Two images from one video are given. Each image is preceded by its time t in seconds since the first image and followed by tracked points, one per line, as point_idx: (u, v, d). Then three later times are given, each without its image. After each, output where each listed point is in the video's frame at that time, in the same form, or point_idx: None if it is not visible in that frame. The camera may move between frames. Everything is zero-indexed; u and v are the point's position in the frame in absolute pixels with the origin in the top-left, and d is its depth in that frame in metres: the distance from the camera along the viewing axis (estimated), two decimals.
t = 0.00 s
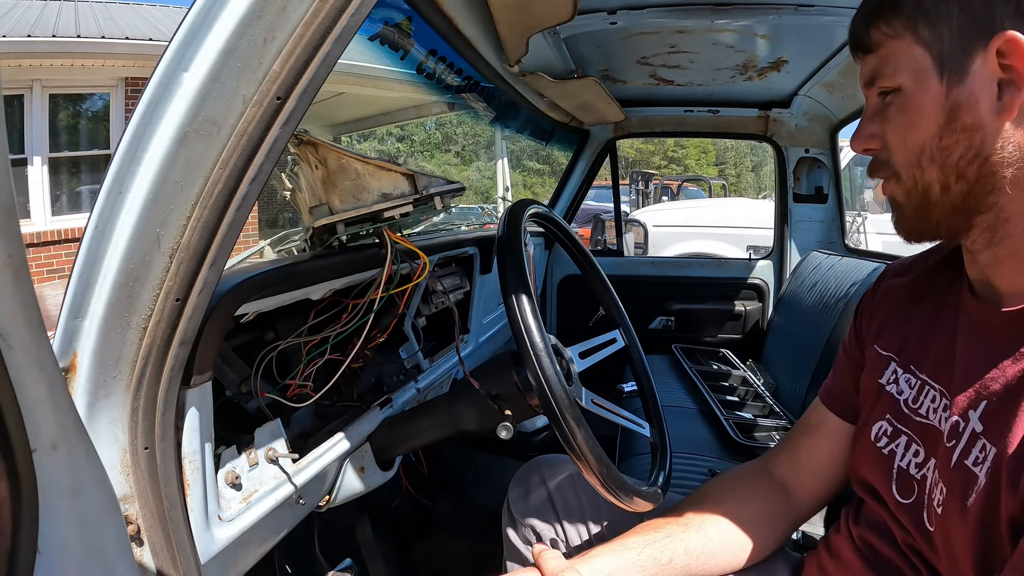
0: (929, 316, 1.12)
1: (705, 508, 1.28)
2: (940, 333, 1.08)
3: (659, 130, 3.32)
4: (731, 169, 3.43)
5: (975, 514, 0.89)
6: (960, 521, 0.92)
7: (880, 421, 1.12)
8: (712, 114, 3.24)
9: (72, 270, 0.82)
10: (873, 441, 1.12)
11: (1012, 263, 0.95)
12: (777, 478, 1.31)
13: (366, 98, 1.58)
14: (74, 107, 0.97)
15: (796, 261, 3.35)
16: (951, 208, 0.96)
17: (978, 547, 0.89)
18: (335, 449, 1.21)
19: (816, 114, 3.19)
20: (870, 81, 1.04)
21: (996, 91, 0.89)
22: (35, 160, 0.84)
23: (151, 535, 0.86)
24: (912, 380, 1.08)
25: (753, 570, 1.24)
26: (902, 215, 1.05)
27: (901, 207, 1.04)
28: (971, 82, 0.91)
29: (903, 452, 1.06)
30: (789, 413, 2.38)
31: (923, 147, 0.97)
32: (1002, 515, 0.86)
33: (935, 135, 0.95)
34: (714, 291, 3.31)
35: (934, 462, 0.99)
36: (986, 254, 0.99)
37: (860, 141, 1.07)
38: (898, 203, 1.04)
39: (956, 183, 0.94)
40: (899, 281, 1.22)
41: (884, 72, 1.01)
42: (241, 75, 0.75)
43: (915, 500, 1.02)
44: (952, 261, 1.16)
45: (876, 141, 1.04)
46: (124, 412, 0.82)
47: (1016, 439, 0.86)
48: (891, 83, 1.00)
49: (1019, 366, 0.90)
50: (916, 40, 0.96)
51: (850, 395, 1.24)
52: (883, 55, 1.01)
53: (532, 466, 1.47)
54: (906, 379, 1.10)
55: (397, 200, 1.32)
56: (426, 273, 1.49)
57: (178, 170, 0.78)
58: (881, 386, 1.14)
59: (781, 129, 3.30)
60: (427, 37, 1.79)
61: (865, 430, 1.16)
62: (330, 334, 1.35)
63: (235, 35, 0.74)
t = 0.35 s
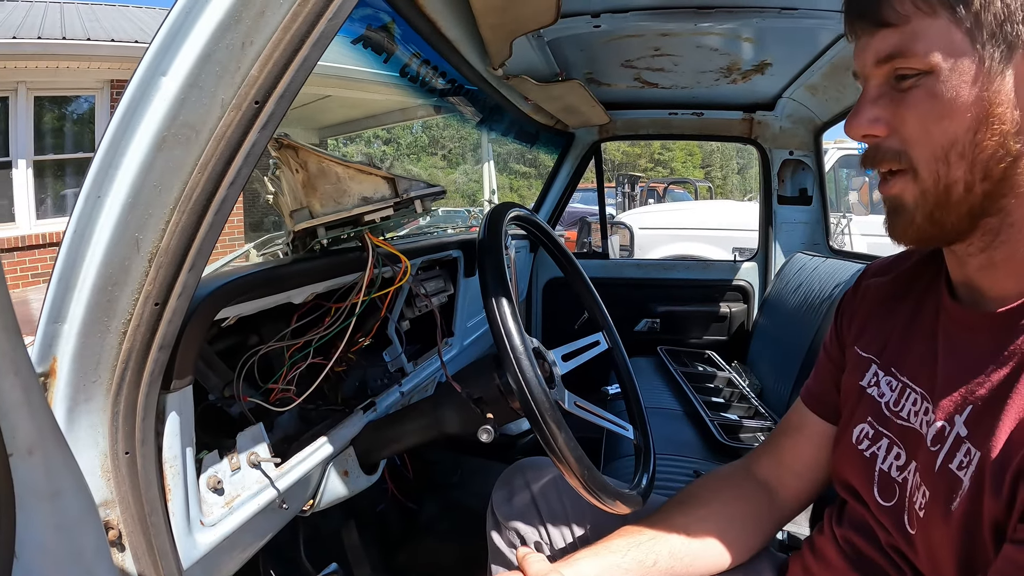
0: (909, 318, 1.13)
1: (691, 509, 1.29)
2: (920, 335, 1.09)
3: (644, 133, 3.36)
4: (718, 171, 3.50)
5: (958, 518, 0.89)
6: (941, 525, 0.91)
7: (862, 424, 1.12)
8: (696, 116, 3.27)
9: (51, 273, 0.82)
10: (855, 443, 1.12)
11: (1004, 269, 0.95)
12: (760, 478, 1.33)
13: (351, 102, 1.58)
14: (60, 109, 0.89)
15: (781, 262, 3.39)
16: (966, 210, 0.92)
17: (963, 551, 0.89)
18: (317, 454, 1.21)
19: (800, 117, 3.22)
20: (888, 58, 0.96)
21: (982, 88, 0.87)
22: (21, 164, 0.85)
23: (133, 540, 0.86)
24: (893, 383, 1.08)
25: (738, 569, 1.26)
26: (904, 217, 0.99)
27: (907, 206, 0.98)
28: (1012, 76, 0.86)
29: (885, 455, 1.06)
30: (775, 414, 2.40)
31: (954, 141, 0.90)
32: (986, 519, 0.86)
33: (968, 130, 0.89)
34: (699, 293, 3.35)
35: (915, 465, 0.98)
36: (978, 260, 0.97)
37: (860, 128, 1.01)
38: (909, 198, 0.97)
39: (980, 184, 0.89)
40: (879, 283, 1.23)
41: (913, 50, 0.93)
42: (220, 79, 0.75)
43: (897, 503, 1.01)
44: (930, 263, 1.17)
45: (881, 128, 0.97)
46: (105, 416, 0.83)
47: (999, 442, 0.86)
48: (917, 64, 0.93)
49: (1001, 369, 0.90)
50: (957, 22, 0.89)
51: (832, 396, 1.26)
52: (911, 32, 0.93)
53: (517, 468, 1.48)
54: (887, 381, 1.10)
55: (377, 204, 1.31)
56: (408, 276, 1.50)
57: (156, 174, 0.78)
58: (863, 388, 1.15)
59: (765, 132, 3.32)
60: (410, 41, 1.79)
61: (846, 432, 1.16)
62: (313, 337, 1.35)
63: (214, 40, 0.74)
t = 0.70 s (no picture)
0: (900, 318, 1.14)
1: (683, 509, 1.30)
2: (911, 336, 1.10)
3: (636, 135, 3.37)
4: (709, 173, 3.51)
5: (952, 518, 0.90)
6: (935, 525, 0.92)
7: (854, 424, 1.13)
8: (687, 118, 3.29)
9: (43, 272, 0.81)
10: (847, 443, 1.14)
11: (998, 270, 0.96)
12: (753, 478, 1.34)
13: (343, 104, 1.58)
14: (51, 111, 0.90)
15: (772, 264, 3.42)
16: (959, 213, 0.93)
17: (956, 551, 0.90)
18: (310, 455, 1.21)
19: (791, 119, 3.24)
20: (883, 61, 0.98)
21: (971, 90, 0.89)
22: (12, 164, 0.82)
23: (126, 542, 0.86)
24: (885, 383, 1.10)
25: (732, 569, 1.26)
26: (897, 218, 1.00)
27: (900, 208, 0.99)
28: (1008, 80, 0.88)
29: (876, 455, 1.07)
30: (766, 414, 2.42)
31: (948, 145, 0.91)
32: (980, 519, 0.87)
33: (963, 134, 0.90)
34: (690, 294, 3.36)
35: (907, 465, 0.99)
36: (970, 260, 0.98)
37: (854, 131, 1.02)
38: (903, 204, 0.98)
39: (974, 187, 0.91)
40: (870, 283, 1.24)
41: (907, 54, 0.94)
42: (213, 78, 0.75)
43: (889, 503, 1.03)
44: (920, 264, 1.19)
45: (876, 131, 0.99)
46: (97, 417, 0.83)
47: (993, 442, 0.87)
48: (914, 68, 0.94)
49: (994, 371, 0.91)
50: (952, 25, 0.90)
51: (823, 396, 1.27)
52: (905, 35, 0.95)
53: (508, 470, 1.48)
54: (879, 381, 1.11)
55: (370, 204, 1.31)
56: (399, 277, 1.50)
57: (149, 173, 0.78)
58: (855, 388, 1.16)
59: (756, 134, 3.35)
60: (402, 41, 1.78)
61: (839, 432, 1.17)
62: (305, 339, 1.35)
63: (207, 38, 0.74)
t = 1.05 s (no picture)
0: (886, 318, 1.15)
1: (675, 509, 1.30)
2: (897, 335, 1.11)
3: (630, 136, 3.39)
4: (704, 175, 3.53)
5: (937, 512, 0.90)
6: (922, 521, 0.93)
7: (842, 423, 1.14)
8: (682, 120, 3.29)
9: (30, 272, 0.81)
10: (836, 443, 1.14)
11: (973, 272, 0.96)
12: (745, 479, 1.34)
13: (336, 105, 1.57)
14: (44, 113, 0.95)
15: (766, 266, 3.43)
16: (929, 214, 0.94)
17: (942, 545, 0.90)
18: (301, 457, 1.21)
19: (785, 121, 3.25)
20: (849, 73, 0.99)
21: (926, 92, 0.90)
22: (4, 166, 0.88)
23: (114, 543, 0.85)
24: (872, 382, 1.10)
25: (724, 569, 1.27)
26: (867, 220, 1.02)
27: (869, 210, 1.01)
28: (968, 84, 0.88)
29: (865, 453, 1.07)
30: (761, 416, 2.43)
31: (912, 150, 0.92)
32: (965, 512, 0.88)
33: (926, 138, 0.91)
34: (684, 296, 3.37)
35: (894, 462, 1.00)
36: (950, 262, 0.99)
37: (826, 142, 1.04)
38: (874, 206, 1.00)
39: (941, 188, 0.91)
40: (857, 284, 1.25)
41: (870, 65, 0.96)
42: (201, 77, 0.75)
43: (878, 501, 1.03)
44: (906, 265, 1.19)
45: (847, 141, 1.00)
46: (85, 417, 0.82)
47: (975, 436, 0.87)
48: (876, 78, 0.95)
49: (976, 365, 0.91)
50: (912, 35, 0.92)
51: (814, 397, 1.27)
52: (868, 47, 0.96)
53: (501, 472, 1.48)
54: (867, 381, 1.12)
55: (360, 204, 1.31)
56: (391, 278, 1.50)
57: (136, 172, 0.77)
58: (842, 387, 1.16)
59: (751, 135, 3.36)
60: (395, 44, 1.78)
61: (827, 432, 1.18)
62: (297, 340, 1.35)
63: (195, 37, 0.74)
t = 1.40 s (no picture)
0: (889, 313, 1.15)
1: (679, 508, 1.30)
2: (899, 329, 1.11)
3: (630, 137, 3.39)
4: (703, 176, 3.53)
5: (942, 505, 0.90)
6: (925, 514, 0.93)
7: (844, 418, 1.14)
8: (682, 121, 3.30)
9: (41, 272, 0.81)
10: (838, 437, 1.14)
11: (984, 266, 0.96)
12: (748, 476, 1.34)
13: (336, 106, 1.57)
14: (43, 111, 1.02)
15: (766, 267, 3.43)
16: (937, 211, 0.94)
17: (946, 538, 0.91)
18: (306, 457, 1.21)
19: (785, 122, 3.26)
20: (860, 68, 1.00)
21: (939, 89, 0.90)
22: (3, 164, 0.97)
23: (122, 544, 0.86)
24: (874, 376, 1.10)
25: (726, 568, 1.27)
26: (875, 218, 1.03)
27: (879, 207, 1.01)
28: (978, 83, 0.89)
29: (867, 447, 1.08)
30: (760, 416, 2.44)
31: (922, 147, 0.93)
32: (970, 505, 0.88)
33: (936, 135, 0.92)
34: (684, 296, 3.38)
35: (897, 456, 1.00)
36: (957, 258, 0.98)
37: (835, 135, 1.04)
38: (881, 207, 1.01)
39: (949, 186, 0.91)
40: (860, 281, 1.25)
41: (882, 60, 0.97)
42: (213, 78, 0.75)
43: (880, 494, 1.03)
44: (910, 262, 1.19)
45: (854, 134, 1.01)
46: (93, 417, 0.83)
47: (981, 430, 0.88)
48: (888, 74, 0.96)
49: (981, 359, 0.92)
50: (925, 32, 0.92)
51: (816, 393, 1.28)
52: (881, 43, 0.97)
53: (505, 471, 1.47)
54: (869, 375, 1.12)
55: (368, 205, 1.32)
56: (396, 279, 1.50)
57: (148, 172, 0.78)
58: (844, 381, 1.17)
59: (749, 136, 3.37)
60: (396, 44, 1.77)
61: (829, 426, 1.18)
62: (302, 340, 1.34)
63: (208, 37, 0.75)
